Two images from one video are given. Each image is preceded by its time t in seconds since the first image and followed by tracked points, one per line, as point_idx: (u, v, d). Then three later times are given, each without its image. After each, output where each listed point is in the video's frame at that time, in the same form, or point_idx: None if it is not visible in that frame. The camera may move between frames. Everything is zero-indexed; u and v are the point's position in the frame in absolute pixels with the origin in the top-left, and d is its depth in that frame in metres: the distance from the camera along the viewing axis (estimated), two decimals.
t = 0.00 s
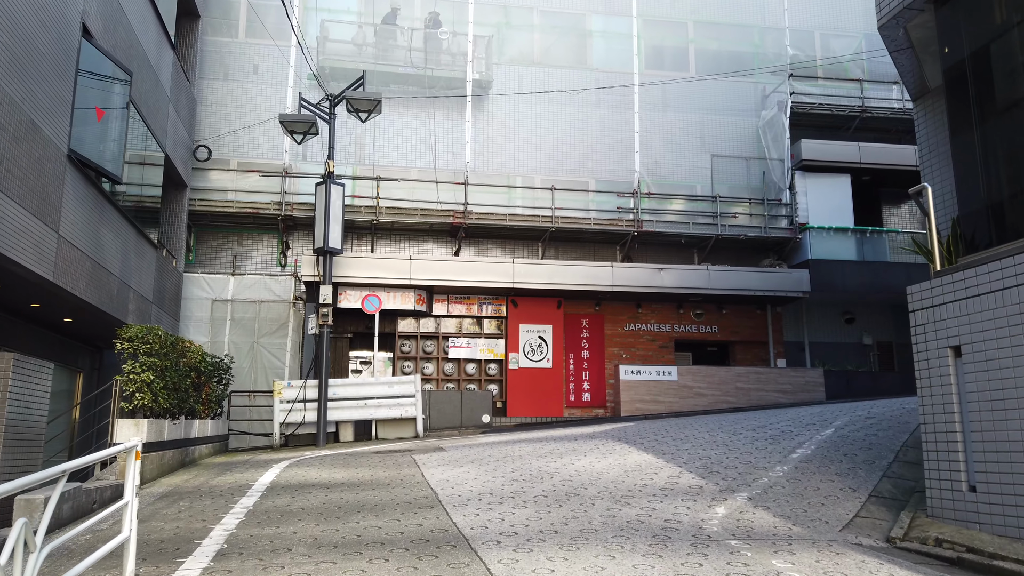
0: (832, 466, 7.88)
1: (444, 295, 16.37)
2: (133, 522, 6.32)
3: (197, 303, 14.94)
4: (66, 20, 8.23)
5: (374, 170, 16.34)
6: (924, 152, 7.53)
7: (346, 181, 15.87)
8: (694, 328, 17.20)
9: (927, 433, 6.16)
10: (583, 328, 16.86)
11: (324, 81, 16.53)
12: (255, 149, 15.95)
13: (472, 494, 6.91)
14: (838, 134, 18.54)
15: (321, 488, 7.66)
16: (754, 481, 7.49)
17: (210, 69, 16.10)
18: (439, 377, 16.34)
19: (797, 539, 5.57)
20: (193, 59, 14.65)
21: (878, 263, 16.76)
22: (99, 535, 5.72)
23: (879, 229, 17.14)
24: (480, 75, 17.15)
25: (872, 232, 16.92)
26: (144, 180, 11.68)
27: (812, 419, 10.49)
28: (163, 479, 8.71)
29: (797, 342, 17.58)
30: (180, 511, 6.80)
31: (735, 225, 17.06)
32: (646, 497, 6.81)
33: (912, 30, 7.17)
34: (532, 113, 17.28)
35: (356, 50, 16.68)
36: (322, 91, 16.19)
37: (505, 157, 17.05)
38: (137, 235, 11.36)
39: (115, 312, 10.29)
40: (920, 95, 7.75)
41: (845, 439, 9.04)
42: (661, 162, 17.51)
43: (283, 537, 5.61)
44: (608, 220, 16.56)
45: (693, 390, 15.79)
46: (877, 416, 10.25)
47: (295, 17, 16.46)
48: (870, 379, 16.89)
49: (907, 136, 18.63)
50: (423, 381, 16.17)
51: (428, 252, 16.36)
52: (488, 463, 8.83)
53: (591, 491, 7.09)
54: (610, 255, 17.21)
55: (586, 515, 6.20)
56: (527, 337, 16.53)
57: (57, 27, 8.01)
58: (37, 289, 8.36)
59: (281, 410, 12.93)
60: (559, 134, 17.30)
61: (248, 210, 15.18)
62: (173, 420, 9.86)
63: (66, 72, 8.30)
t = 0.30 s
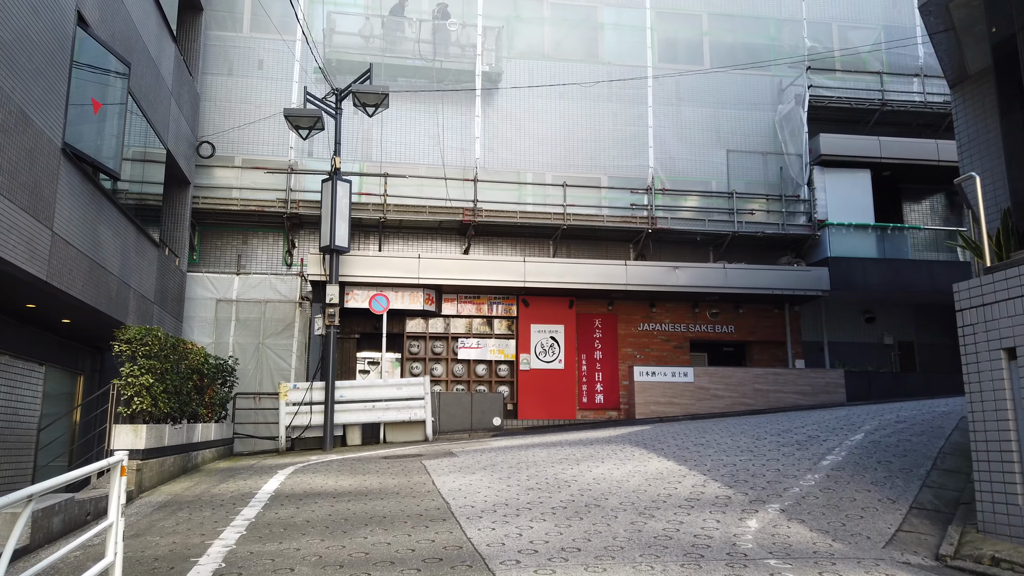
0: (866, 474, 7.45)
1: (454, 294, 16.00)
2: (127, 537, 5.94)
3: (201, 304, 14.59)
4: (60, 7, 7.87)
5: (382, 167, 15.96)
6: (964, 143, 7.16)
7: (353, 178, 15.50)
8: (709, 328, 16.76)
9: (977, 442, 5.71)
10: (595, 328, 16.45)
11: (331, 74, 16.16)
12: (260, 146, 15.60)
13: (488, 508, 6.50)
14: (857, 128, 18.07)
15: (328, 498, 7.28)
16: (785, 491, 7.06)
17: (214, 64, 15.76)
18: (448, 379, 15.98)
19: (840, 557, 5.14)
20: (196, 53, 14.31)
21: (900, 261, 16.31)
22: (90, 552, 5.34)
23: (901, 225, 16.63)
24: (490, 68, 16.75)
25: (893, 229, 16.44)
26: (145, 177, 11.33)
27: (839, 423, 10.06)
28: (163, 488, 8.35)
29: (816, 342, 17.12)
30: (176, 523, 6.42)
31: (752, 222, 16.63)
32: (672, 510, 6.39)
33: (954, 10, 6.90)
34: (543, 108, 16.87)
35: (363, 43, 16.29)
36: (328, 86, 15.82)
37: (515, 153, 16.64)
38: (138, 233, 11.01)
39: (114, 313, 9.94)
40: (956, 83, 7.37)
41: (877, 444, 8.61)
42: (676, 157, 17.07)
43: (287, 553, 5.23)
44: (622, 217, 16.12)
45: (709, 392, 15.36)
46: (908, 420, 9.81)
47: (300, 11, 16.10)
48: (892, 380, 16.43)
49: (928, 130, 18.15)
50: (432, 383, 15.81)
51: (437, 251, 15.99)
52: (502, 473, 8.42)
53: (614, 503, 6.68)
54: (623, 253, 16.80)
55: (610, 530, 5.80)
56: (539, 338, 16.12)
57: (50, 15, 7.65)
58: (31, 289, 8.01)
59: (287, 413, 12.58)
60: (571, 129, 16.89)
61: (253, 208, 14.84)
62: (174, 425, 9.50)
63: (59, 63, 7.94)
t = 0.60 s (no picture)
0: (916, 478, 7.01)
1: (473, 292, 15.65)
2: (136, 544, 5.61)
3: (217, 302, 14.34)
4: None
5: (399, 162, 15.65)
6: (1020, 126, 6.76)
7: (370, 173, 15.19)
8: (735, 325, 16.30)
9: None
10: (618, 325, 16.04)
11: (347, 67, 15.86)
12: (275, 140, 15.32)
13: (518, 514, 6.13)
14: (886, 120, 17.55)
15: (347, 502, 6.94)
16: (831, 496, 6.63)
17: (229, 58, 15.52)
18: (467, 378, 15.62)
19: (904, 569, 4.73)
20: (210, 46, 14.07)
21: (933, 255, 15.83)
22: (97, 560, 5.01)
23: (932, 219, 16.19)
24: (508, 58, 16.37)
25: (925, 222, 16.00)
26: (158, 171, 11.08)
27: (879, 424, 9.62)
28: (176, 490, 8.05)
29: (845, 340, 16.62)
30: (187, 528, 6.10)
31: (779, 216, 16.17)
32: (714, 517, 5.98)
33: None
34: (563, 100, 16.48)
35: (379, 34, 15.97)
36: (344, 78, 15.54)
37: (535, 147, 16.27)
38: (152, 228, 10.76)
39: (127, 309, 9.67)
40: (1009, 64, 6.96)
41: (923, 446, 8.15)
42: (700, 150, 16.62)
43: (305, 562, 4.89)
44: (645, 211, 15.70)
45: (736, 391, 14.91)
46: (952, 421, 9.34)
47: None
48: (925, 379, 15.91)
49: (960, 121, 17.61)
50: (451, 383, 15.47)
51: (455, 247, 15.65)
52: (528, 475, 8.04)
53: (650, 509, 6.29)
54: (645, 249, 16.37)
55: (650, 538, 5.40)
56: (560, 336, 15.72)
57: None
58: (40, 285, 7.74)
59: (304, 413, 12.23)
60: (591, 122, 16.48)
61: (269, 204, 14.56)
62: (188, 425, 9.21)
63: (67, 49, 7.65)
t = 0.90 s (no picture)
0: (972, 491, 6.55)
1: (491, 293, 15.28)
2: (142, 565, 5.26)
3: (230, 304, 14.04)
4: None
5: (416, 160, 15.31)
6: None
7: (386, 171, 14.86)
8: (761, 327, 15.82)
9: None
10: (640, 327, 15.61)
11: (363, 62, 15.53)
12: (290, 139, 15.02)
13: (548, 531, 5.74)
14: (916, 114, 17.01)
15: (366, 516, 6.58)
16: (883, 512, 6.17)
17: (243, 55, 15.24)
18: (486, 381, 15.25)
19: None
20: (223, 43, 13.79)
21: (967, 253, 15.35)
22: None
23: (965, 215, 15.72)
24: (527, 52, 15.99)
25: (958, 220, 15.53)
26: (170, 170, 10.79)
27: (921, 431, 9.15)
28: (187, 502, 7.72)
29: (875, 341, 16.13)
30: (197, 546, 5.75)
31: (807, 214, 15.63)
32: (759, 536, 5.55)
33: None
34: (583, 96, 16.08)
35: (396, 28, 15.63)
36: (360, 73, 15.22)
37: (555, 144, 15.88)
38: (163, 229, 10.46)
39: (137, 312, 9.36)
40: None
41: (973, 456, 7.69)
42: (724, 147, 16.15)
43: None
44: (668, 210, 15.26)
45: (764, 395, 14.44)
46: (1000, 428, 8.86)
47: None
48: (959, 382, 15.37)
49: (993, 115, 17.04)
50: (469, 386, 15.10)
51: (473, 247, 15.28)
52: (555, 487, 7.65)
53: (688, 526, 5.88)
54: (668, 248, 15.92)
55: (693, 561, 4.98)
56: (580, 338, 15.31)
57: None
58: (46, 288, 7.43)
59: (320, 418, 11.90)
60: (612, 118, 16.06)
61: (283, 204, 14.25)
62: (201, 432, 8.88)
63: (73, 41, 7.34)
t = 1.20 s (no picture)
0: (1022, 495, 6.17)
1: (505, 290, 14.95)
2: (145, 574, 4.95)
3: (240, 302, 13.77)
4: None
5: (429, 155, 15.02)
6: None
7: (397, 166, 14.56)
8: (783, 324, 15.41)
9: None
10: (658, 325, 15.24)
11: (374, 54, 15.26)
12: (300, 134, 14.76)
13: (574, 538, 5.40)
14: (940, 106, 16.57)
15: (381, 520, 6.27)
16: (930, 517, 5.79)
17: (253, 48, 14.99)
18: (500, 381, 14.92)
19: None
20: (232, 36, 13.53)
21: (995, 249, 14.89)
22: None
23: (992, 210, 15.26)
24: (541, 43, 15.67)
25: (986, 214, 15.08)
26: (178, 165, 10.52)
27: (958, 431, 8.76)
28: (195, 505, 7.43)
29: (900, 339, 15.67)
30: (205, 552, 5.44)
31: (828, 208, 15.25)
32: (801, 544, 5.19)
33: None
34: (599, 88, 15.74)
35: (408, 20, 15.35)
36: (372, 65, 14.95)
37: (570, 137, 15.53)
38: (171, 224, 10.19)
39: (144, 309, 9.09)
40: None
41: (1018, 458, 7.30)
42: (743, 139, 15.78)
43: None
44: (687, 205, 14.90)
45: (786, 394, 14.05)
46: None
47: None
48: (987, 380, 14.93)
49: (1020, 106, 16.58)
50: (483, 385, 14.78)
51: (487, 243, 14.97)
52: (577, 489, 7.31)
53: (724, 532, 5.52)
54: (686, 244, 15.55)
55: (734, 571, 4.63)
56: (597, 336, 14.95)
57: None
58: (48, 283, 7.17)
59: (331, 418, 11.60)
60: (628, 111, 15.71)
61: (294, 200, 13.98)
62: (209, 433, 8.59)
63: (75, 27, 7.05)
